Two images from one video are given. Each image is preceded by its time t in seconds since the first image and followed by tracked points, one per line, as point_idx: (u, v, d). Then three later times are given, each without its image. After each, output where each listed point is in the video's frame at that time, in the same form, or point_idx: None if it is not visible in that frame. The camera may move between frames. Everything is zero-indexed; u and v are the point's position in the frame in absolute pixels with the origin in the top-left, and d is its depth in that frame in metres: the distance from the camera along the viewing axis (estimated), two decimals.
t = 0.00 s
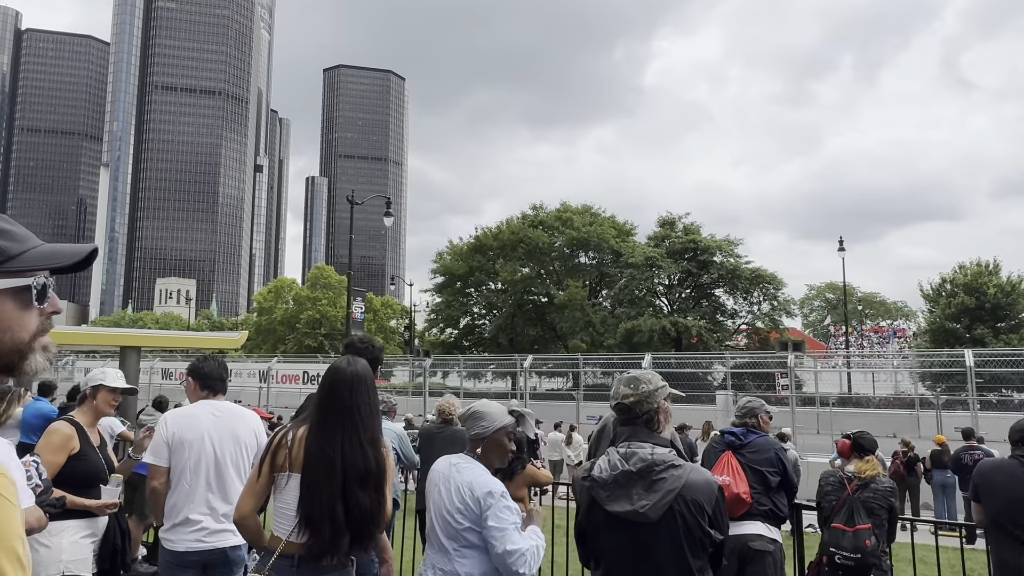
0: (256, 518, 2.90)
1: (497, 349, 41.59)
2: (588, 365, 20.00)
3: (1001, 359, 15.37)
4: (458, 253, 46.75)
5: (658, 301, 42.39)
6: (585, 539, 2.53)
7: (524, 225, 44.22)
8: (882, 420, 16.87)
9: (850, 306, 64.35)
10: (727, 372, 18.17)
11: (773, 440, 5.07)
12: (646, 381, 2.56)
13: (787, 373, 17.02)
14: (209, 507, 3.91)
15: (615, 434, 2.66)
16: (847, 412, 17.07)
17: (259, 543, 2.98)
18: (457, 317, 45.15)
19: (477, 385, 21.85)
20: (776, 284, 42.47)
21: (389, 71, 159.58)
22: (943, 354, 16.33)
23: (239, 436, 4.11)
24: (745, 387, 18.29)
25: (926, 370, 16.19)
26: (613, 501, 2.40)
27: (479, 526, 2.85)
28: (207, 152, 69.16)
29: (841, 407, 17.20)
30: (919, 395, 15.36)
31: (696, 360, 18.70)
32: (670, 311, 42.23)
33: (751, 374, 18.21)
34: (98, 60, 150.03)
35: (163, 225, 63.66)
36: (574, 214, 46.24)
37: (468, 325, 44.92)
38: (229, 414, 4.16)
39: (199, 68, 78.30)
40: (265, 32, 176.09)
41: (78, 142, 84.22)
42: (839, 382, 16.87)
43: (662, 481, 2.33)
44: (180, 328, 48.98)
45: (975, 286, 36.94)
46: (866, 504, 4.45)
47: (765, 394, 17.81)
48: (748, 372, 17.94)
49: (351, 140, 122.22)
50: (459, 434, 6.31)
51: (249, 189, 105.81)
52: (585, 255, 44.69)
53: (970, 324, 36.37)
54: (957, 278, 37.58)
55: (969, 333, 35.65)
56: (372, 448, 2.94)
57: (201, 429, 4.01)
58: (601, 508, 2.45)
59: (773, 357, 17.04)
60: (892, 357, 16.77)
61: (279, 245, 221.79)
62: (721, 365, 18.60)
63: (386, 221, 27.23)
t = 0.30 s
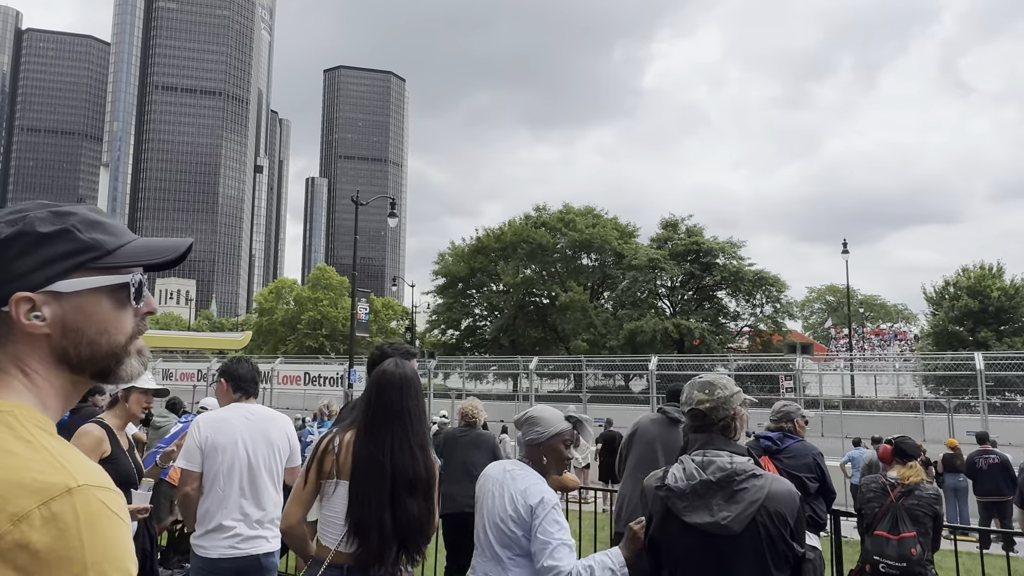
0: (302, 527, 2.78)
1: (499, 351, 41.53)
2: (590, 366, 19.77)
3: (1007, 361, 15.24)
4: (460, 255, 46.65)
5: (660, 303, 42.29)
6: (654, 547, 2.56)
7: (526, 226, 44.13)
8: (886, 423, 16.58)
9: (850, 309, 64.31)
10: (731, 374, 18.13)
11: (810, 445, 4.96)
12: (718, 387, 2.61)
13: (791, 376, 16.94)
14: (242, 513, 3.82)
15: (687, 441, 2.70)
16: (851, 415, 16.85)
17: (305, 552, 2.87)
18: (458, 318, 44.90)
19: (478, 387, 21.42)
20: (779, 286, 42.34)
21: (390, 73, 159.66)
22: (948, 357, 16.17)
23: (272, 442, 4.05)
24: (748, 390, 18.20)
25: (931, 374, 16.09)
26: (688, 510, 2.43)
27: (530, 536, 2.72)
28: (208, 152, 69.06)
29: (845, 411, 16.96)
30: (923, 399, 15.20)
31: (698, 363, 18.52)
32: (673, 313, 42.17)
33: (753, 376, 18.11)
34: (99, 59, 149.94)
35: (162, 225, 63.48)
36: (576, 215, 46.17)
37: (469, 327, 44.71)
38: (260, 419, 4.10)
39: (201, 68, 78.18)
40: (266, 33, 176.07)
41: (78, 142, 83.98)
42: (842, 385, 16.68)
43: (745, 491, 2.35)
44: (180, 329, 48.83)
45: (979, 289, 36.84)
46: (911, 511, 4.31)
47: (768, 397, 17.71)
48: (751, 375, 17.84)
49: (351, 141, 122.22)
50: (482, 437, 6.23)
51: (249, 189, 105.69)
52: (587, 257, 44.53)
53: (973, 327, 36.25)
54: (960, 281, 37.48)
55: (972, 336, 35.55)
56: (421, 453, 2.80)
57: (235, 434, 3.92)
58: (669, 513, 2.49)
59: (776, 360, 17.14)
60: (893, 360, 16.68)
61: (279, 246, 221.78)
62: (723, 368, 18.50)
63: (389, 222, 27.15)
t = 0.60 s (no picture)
0: (354, 533, 2.69)
1: (503, 353, 41.38)
2: (595, 369, 19.71)
3: (1017, 365, 15.13)
4: (464, 257, 46.53)
5: (663, 306, 42.19)
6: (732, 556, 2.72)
7: (530, 228, 44.04)
8: (893, 428, 16.51)
9: (854, 312, 64.11)
10: (736, 376, 17.97)
11: (851, 450, 4.82)
12: (793, 397, 2.83)
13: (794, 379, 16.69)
14: (278, 518, 3.71)
15: (761, 448, 2.88)
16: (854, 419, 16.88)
17: (357, 561, 2.76)
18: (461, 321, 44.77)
19: (482, 389, 21.69)
20: (784, 289, 42.18)
21: (392, 75, 159.77)
22: (953, 361, 16.12)
23: (307, 444, 3.92)
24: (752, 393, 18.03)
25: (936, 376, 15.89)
26: (772, 519, 2.58)
27: (591, 545, 2.61)
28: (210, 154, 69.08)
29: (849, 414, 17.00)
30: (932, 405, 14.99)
31: (700, 366, 18.00)
32: (677, 316, 42.10)
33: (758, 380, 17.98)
34: (102, 61, 150.28)
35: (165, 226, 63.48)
36: (581, 217, 46.08)
37: (472, 329, 44.56)
38: (295, 420, 3.98)
39: (204, 69, 78.14)
40: (268, 34, 176.26)
41: (80, 143, 83.92)
42: (846, 389, 16.79)
43: (832, 500, 2.49)
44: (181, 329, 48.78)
45: (985, 292, 36.69)
46: (961, 518, 4.19)
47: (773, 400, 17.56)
48: (754, 378, 17.54)
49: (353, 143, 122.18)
50: (507, 439, 6.08)
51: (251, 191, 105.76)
52: (592, 259, 44.37)
53: (980, 331, 36.08)
54: (966, 284, 37.32)
55: (978, 339, 35.41)
56: (476, 456, 2.69)
57: (270, 435, 3.79)
58: (748, 519, 2.66)
59: (781, 362, 17.10)
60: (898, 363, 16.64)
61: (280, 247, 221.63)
62: (728, 370, 18.07)
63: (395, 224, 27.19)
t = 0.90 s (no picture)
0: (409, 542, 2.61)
1: (507, 356, 41.17)
2: (600, 371, 19.62)
3: None
4: (468, 260, 46.42)
5: (668, 309, 42.11)
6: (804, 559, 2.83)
7: (535, 231, 43.95)
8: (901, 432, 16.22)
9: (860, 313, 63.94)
10: (742, 380, 17.65)
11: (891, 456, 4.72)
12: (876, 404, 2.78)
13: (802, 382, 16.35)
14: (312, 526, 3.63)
15: (844, 452, 2.89)
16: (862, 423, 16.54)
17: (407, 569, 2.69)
18: (467, 323, 44.74)
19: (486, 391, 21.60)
20: (790, 292, 41.95)
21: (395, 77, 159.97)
22: (962, 365, 15.96)
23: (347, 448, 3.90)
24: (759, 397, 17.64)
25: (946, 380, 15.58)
26: (858, 528, 2.65)
27: (653, 556, 2.54)
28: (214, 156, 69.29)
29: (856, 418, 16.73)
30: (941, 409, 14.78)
31: (705, 369, 17.71)
32: (682, 319, 41.93)
33: (764, 384, 17.61)
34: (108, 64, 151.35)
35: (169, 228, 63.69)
36: (585, 220, 45.92)
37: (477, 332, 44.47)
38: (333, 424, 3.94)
39: (208, 72, 78.41)
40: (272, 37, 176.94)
41: (85, 146, 84.07)
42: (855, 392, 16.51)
43: (924, 511, 2.58)
44: (185, 332, 48.82)
45: (993, 295, 36.45)
46: (1009, 526, 4.09)
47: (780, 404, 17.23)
48: (762, 381, 17.29)
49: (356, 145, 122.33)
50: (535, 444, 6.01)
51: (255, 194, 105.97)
52: (597, 262, 44.20)
53: (988, 334, 35.85)
54: (975, 287, 37.06)
55: (987, 343, 35.17)
56: (536, 464, 2.61)
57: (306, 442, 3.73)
58: (829, 528, 2.73)
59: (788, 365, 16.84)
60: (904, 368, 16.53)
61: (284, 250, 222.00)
62: (733, 374, 17.73)
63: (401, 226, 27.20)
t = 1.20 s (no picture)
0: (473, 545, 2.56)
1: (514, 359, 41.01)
2: (607, 374, 19.36)
3: None
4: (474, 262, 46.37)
5: (675, 311, 42.08)
6: (906, 575, 2.78)
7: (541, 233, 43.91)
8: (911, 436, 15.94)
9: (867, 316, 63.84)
10: (749, 383, 17.48)
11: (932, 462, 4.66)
12: (941, 408, 3.24)
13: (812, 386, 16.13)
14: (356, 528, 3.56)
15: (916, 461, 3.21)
16: (871, 426, 16.27)
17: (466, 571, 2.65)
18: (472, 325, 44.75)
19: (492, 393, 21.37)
20: (798, 295, 41.85)
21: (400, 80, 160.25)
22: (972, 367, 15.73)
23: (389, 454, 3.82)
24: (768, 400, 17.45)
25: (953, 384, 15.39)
26: (964, 530, 2.64)
27: (721, 566, 2.49)
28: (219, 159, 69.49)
29: (865, 421, 16.46)
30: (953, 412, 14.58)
31: (712, 371, 17.54)
32: (689, 321, 41.85)
33: (772, 386, 17.48)
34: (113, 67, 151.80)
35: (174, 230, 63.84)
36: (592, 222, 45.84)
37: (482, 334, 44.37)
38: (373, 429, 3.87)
39: (213, 75, 78.66)
40: (276, 40, 177.51)
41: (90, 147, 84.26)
42: (861, 396, 16.44)
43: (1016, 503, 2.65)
44: (191, 333, 48.89)
45: (1003, 298, 36.27)
46: None
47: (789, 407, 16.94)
48: (770, 383, 17.11)
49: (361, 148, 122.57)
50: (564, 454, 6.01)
51: (260, 196, 106.21)
52: (604, 264, 44.10)
53: (997, 338, 35.67)
54: (983, 290, 36.89)
55: (996, 346, 35.04)
56: (603, 466, 2.56)
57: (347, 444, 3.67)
58: (930, 534, 2.71)
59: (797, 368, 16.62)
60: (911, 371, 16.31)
61: (288, 252, 222.41)
62: (739, 376, 17.56)
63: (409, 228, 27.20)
